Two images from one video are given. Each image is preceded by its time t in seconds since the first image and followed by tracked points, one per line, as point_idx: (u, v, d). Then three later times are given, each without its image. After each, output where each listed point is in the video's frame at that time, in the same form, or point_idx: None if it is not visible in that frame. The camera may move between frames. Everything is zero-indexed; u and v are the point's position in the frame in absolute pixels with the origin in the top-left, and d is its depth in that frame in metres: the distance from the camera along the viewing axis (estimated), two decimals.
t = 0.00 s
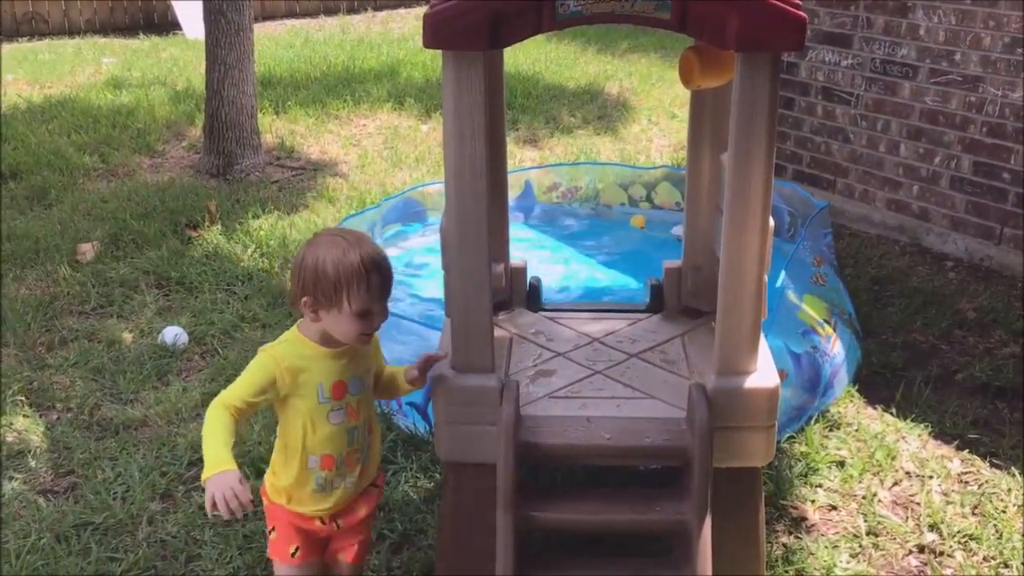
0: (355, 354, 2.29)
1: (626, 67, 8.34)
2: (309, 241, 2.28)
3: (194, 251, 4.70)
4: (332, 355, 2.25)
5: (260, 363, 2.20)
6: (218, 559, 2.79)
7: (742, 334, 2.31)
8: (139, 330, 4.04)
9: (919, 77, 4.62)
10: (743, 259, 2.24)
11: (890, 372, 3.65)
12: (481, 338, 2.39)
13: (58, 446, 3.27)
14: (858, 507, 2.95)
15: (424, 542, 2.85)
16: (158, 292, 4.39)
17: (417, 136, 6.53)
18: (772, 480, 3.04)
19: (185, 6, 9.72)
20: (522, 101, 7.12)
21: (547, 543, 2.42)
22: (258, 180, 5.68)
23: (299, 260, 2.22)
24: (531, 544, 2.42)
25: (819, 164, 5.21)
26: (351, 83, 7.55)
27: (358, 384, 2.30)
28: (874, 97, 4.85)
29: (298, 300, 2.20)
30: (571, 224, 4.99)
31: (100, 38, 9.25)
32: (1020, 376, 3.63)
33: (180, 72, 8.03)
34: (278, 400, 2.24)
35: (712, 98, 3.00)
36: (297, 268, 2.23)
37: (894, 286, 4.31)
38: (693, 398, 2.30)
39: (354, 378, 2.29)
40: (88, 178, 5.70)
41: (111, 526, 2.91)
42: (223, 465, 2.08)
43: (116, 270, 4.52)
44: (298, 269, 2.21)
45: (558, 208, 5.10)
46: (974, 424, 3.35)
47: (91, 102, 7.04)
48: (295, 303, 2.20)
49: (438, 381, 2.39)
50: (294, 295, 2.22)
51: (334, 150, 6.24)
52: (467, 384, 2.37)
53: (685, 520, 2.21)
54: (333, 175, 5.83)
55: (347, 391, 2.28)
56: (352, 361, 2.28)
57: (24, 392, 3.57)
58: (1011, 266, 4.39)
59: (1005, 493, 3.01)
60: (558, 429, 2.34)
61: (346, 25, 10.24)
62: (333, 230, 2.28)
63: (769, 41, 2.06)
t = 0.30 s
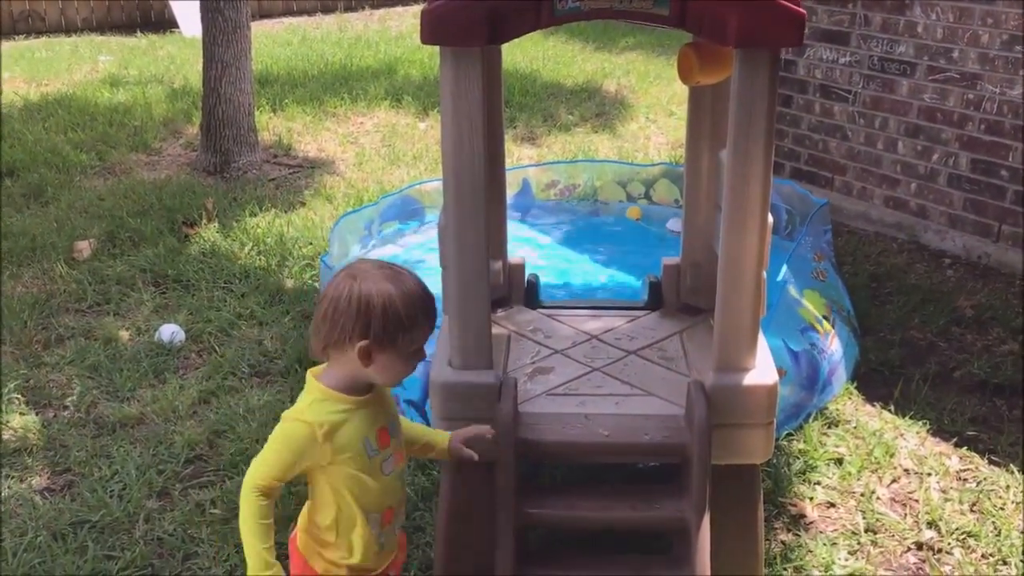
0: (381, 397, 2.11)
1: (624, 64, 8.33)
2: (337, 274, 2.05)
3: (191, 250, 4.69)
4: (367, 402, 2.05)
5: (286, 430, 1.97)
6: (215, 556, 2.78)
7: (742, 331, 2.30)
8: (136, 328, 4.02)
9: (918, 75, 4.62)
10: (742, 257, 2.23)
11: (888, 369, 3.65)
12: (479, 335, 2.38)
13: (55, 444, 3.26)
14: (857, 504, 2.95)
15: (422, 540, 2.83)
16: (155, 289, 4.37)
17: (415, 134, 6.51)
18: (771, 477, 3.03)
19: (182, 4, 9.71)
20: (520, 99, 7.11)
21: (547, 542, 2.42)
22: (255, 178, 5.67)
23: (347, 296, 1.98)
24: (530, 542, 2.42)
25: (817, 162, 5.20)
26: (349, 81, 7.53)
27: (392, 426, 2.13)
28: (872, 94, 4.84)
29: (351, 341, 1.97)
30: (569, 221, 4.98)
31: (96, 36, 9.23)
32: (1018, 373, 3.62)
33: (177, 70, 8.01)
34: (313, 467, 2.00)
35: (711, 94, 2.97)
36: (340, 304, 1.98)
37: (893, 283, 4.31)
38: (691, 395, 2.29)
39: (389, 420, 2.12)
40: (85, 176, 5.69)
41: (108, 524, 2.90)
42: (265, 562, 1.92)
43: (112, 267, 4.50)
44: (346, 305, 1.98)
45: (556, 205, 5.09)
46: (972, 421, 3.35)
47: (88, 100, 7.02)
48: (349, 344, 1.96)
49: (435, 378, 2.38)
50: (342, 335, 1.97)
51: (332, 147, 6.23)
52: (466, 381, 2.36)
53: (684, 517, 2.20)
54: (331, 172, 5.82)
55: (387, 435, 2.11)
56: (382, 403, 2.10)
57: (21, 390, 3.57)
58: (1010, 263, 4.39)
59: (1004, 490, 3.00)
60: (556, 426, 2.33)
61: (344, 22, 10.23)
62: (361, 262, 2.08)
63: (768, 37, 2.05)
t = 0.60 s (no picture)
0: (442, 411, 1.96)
1: (620, 63, 8.32)
2: (410, 282, 1.86)
3: (186, 250, 4.67)
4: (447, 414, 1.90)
5: (428, 456, 1.75)
6: (211, 557, 2.77)
7: (738, 329, 2.29)
8: (130, 329, 4.01)
9: (913, 72, 4.62)
10: (738, 254, 2.23)
11: (885, 366, 3.65)
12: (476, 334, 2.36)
13: (49, 445, 3.25)
14: (854, 501, 2.95)
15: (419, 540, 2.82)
16: (150, 291, 4.36)
17: (411, 134, 6.50)
18: (768, 475, 3.03)
19: (177, 6, 9.70)
20: (515, 98, 7.10)
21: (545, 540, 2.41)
22: (250, 179, 5.65)
23: (434, 299, 1.79)
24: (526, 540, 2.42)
25: (813, 160, 5.20)
26: (344, 81, 7.52)
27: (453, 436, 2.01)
28: (867, 91, 4.84)
29: (444, 346, 1.77)
30: (565, 220, 4.98)
31: (91, 38, 9.22)
32: (1016, 369, 3.62)
33: (171, 72, 8.00)
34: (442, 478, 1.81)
35: (707, 88, 2.93)
36: (426, 308, 1.79)
37: (889, 281, 4.31)
38: (688, 391, 2.28)
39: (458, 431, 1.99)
40: (79, 177, 5.67)
41: (103, 526, 2.88)
42: (528, 513, 1.80)
43: (107, 269, 4.49)
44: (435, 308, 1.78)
45: (551, 204, 5.09)
46: (970, 418, 3.35)
47: (82, 101, 7.01)
48: (443, 349, 1.76)
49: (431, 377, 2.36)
50: (433, 342, 1.77)
51: (327, 148, 6.22)
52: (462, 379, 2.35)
53: (681, 514, 2.19)
54: (326, 173, 5.81)
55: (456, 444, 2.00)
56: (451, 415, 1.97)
57: (15, 392, 3.55)
58: (1006, 260, 4.39)
59: (1001, 486, 3.00)
60: (553, 424, 2.32)
61: (338, 23, 10.21)
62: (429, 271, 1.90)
63: (764, 30, 2.04)
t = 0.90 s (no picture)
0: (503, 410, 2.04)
1: (609, 78, 8.34)
2: (501, 288, 1.96)
3: (176, 267, 4.65)
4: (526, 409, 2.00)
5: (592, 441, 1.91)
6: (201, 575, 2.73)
7: (731, 334, 2.28)
8: (120, 346, 3.98)
9: (901, 81, 4.63)
10: (730, 260, 2.22)
11: (879, 374, 3.64)
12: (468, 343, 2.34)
13: (37, 464, 3.22)
14: (850, 510, 2.93)
15: (412, 554, 2.80)
16: (140, 308, 4.33)
17: (401, 149, 6.50)
18: (764, 484, 3.00)
19: (167, 26, 9.70)
20: (506, 113, 7.11)
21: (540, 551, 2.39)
22: (240, 196, 5.64)
23: (543, 295, 1.94)
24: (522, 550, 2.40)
25: (802, 170, 5.21)
26: (334, 98, 7.52)
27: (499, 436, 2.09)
28: (856, 101, 4.85)
29: (561, 335, 1.93)
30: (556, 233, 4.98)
31: (81, 58, 9.21)
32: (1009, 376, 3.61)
33: (161, 90, 7.99)
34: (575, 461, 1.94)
35: (694, 95, 2.92)
36: (538, 304, 1.92)
37: (881, 289, 4.30)
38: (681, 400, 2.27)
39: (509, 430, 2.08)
40: (69, 195, 5.65)
41: (91, 544, 2.85)
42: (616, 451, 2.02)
43: (96, 286, 4.46)
44: (547, 302, 1.93)
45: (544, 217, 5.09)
46: (964, 425, 3.33)
47: (71, 120, 6.99)
48: (561, 339, 1.92)
49: (423, 387, 2.34)
50: (551, 333, 1.91)
51: (318, 164, 6.21)
52: (453, 390, 2.33)
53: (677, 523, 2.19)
54: (317, 188, 5.80)
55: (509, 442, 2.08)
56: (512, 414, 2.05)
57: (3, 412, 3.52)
58: (997, 267, 4.40)
59: (997, 492, 2.98)
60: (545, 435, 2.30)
61: (329, 41, 10.22)
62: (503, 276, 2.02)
63: (753, 32, 2.04)
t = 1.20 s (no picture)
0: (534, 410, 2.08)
1: (594, 106, 8.37)
2: (542, 288, 2.10)
3: (156, 297, 4.58)
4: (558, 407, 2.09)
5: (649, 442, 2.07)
6: None
7: (716, 352, 2.24)
8: (98, 376, 3.90)
9: (883, 103, 4.64)
10: (715, 276, 2.18)
11: (867, 396, 3.60)
12: (449, 365, 2.29)
13: (9, 496, 3.14)
14: (842, 532, 2.88)
15: None
16: (119, 337, 4.26)
17: (386, 176, 6.47)
18: (754, 507, 2.96)
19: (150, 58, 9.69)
20: (491, 140, 7.10)
21: None
22: (222, 224, 5.59)
23: (584, 292, 2.12)
24: None
25: (787, 193, 5.20)
26: (319, 127, 7.51)
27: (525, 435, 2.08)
28: (839, 124, 4.86)
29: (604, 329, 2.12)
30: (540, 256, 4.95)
31: (64, 90, 9.18)
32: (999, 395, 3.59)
33: (144, 121, 7.96)
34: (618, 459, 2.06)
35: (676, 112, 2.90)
36: (586, 300, 2.10)
37: (868, 311, 4.28)
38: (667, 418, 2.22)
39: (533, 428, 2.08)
40: (48, 226, 5.59)
41: None
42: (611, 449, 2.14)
43: (75, 316, 4.39)
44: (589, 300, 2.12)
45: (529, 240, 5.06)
46: (954, 445, 3.29)
47: (53, 151, 6.94)
48: (601, 329, 2.06)
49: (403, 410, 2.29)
50: (591, 324, 2.05)
51: (301, 192, 6.18)
52: (434, 413, 2.27)
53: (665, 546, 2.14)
54: (300, 216, 5.76)
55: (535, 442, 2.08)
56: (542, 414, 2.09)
57: None
58: (983, 287, 4.39)
59: (990, 513, 2.94)
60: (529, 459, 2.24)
61: (313, 72, 10.23)
62: (530, 285, 2.15)
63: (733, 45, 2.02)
